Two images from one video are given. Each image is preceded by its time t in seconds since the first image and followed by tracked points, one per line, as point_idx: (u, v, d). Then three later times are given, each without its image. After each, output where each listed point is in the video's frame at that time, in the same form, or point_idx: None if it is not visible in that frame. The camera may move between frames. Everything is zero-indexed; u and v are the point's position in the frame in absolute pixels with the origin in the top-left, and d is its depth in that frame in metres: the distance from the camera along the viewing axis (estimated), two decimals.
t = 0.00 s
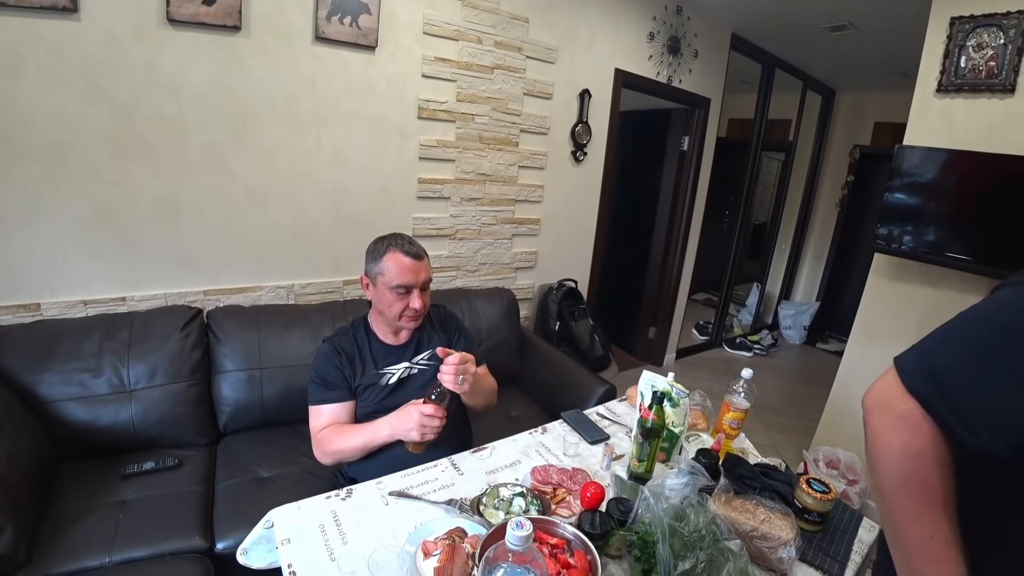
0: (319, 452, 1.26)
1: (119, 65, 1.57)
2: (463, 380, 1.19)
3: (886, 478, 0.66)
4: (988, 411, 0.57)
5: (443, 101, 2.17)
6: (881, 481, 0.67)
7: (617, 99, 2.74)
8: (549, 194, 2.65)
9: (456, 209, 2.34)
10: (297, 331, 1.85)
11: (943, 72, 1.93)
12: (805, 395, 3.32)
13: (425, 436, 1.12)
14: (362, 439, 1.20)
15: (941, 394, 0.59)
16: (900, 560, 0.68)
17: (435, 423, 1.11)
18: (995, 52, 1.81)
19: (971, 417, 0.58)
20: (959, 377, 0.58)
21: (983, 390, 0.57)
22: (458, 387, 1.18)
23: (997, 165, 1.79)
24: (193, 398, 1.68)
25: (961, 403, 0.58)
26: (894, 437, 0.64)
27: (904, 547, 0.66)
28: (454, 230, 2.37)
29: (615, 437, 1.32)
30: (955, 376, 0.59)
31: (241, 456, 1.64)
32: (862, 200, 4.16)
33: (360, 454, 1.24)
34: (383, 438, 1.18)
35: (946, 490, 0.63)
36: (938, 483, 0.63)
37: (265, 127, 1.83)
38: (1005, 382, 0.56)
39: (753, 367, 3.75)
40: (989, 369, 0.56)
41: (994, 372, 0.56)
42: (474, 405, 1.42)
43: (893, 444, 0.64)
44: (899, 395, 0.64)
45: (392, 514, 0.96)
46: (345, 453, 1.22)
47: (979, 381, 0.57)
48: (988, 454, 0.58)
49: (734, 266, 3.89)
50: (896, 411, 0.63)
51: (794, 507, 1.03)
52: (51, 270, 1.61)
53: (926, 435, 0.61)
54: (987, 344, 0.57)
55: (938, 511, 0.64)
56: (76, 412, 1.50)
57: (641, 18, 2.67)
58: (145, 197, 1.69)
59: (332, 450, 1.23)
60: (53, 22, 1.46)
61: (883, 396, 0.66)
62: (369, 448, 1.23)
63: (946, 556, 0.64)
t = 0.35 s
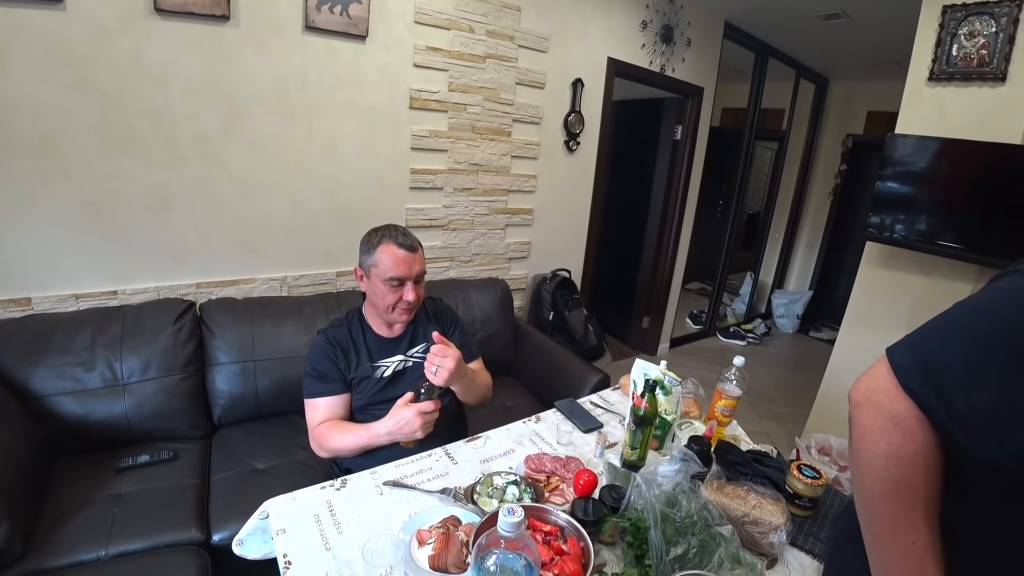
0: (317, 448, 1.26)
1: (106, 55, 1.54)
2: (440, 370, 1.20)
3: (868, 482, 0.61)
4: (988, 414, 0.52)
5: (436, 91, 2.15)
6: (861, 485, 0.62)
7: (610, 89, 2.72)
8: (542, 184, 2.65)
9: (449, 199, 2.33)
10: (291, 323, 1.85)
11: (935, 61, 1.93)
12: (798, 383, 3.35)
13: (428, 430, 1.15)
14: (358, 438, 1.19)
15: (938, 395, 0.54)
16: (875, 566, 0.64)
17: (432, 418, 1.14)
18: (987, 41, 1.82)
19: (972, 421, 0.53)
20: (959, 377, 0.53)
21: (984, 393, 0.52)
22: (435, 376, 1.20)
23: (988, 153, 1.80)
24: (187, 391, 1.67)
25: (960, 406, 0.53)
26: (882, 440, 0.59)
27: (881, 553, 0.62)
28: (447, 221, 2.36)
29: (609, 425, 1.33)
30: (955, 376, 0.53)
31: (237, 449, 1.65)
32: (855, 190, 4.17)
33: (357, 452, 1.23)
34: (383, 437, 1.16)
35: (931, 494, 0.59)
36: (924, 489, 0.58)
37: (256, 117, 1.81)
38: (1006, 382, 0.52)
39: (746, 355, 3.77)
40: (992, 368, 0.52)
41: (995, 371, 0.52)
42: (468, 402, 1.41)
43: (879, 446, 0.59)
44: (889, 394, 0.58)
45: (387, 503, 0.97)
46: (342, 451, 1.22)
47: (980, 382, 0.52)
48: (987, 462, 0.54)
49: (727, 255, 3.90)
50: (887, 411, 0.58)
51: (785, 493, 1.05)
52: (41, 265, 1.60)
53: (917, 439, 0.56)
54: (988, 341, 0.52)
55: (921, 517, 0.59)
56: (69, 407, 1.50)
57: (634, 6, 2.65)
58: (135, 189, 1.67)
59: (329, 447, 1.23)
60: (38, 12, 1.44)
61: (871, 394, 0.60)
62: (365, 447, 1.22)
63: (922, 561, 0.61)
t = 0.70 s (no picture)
0: (312, 433, 1.28)
1: (101, 44, 1.53)
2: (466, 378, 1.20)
3: (876, 443, 0.67)
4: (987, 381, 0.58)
5: (433, 82, 2.14)
6: (871, 446, 0.69)
7: (609, 81, 2.71)
8: (540, 177, 2.64)
9: (447, 191, 2.33)
10: (289, 315, 1.84)
11: (935, 55, 1.92)
12: (794, 376, 3.36)
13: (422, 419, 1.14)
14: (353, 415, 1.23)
15: (941, 363, 0.61)
16: (883, 523, 0.69)
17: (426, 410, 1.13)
18: (988, 35, 1.81)
19: (972, 386, 0.59)
20: (960, 347, 0.60)
21: (981, 362, 0.58)
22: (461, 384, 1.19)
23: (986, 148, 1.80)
24: (184, 383, 1.67)
25: (963, 373, 0.59)
26: (891, 403, 0.66)
27: (885, 508, 0.68)
28: (445, 213, 2.36)
29: (605, 418, 1.33)
30: (956, 346, 0.60)
31: (235, 440, 1.65)
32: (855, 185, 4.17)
33: (352, 430, 1.27)
34: (370, 414, 1.21)
35: (935, 454, 0.65)
36: (928, 449, 0.65)
37: (252, 108, 1.79)
38: (1006, 354, 0.57)
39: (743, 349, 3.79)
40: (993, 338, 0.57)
41: (994, 343, 0.57)
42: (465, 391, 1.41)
43: (887, 408, 0.66)
44: (898, 363, 0.66)
45: (384, 495, 0.97)
46: (337, 430, 1.25)
47: (978, 352, 0.58)
48: (987, 423, 0.59)
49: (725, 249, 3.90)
50: (895, 377, 0.65)
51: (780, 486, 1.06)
52: (37, 256, 1.59)
53: (922, 401, 0.63)
54: (987, 316, 0.58)
55: (925, 475, 0.65)
56: (67, 399, 1.50)
57: None
58: (132, 180, 1.66)
59: (324, 427, 1.26)
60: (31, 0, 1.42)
61: (883, 364, 0.67)
62: (361, 423, 1.25)
63: (926, 519, 0.66)
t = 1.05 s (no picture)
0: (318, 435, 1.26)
1: (98, 39, 1.51)
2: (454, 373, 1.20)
3: (923, 443, 0.66)
4: None
5: (433, 77, 2.12)
6: (916, 446, 0.68)
7: (609, 75, 2.69)
8: (541, 172, 2.63)
9: (447, 186, 2.32)
10: (289, 311, 1.84)
11: (938, 49, 1.91)
12: (795, 372, 3.36)
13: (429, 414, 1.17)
14: (357, 424, 1.20)
15: (985, 361, 0.61)
16: (939, 518, 0.69)
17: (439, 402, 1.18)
18: (992, 29, 1.79)
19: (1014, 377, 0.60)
20: (996, 341, 0.60)
21: (1018, 350, 0.59)
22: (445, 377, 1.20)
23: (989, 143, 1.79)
24: (185, 379, 1.67)
25: (1002, 364, 0.60)
26: (935, 404, 0.64)
27: (942, 504, 0.67)
28: (445, 209, 2.35)
29: (606, 414, 1.33)
30: (991, 340, 0.60)
31: (236, 436, 1.65)
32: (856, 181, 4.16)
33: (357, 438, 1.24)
34: (376, 424, 1.18)
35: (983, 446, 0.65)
36: (977, 443, 0.64)
37: (251, 103, 1.78)
38: None
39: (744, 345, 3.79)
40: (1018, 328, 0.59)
41: None
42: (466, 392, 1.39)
43: (930, 411, 0.65)
44: (936, 362, 0.64)
45: (384, 492, 0.97)
46: (341, 437, 1.23)
47: (1015, 343, 0.59)
48: None
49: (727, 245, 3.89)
50: (934, 376, 0.64)
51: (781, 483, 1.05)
52: (36, 253, 1.58)
53: (967, 398, 0.62)
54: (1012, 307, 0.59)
55: (977, 468, 0.65)
56: (67, 395, 1.49)
57: None
58: (130, 176, 1.65)
59: (328, 434, 1.24)
60: None
61: (917, 363, 0.66)
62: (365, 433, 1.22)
63: (982, 507, 0.65)
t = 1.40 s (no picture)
0: (312, 430, 1.26)
1: (99, 37, 1.51)
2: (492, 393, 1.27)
3: None
4: None
5: (437, 75, 2.11)
6: None
7: (613, 74, 2.68)
8: (544, 171, 2.62)
9: (450, 185, 2.31)
10: (291, 310, 1.83)
11: (945, 49, 1.89)
12: (799, 373, 3.35)
13: (418, 422, 1.13)
14: (354, 420, 1.20)
15: None
16: None
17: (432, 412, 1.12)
18: (1000, 29, 1.77)
19: None
20: None
21: None
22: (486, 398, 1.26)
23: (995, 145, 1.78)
24: (186, 379, 1.66)
25: None
26: None
27: None
28: (448, 208, 2.34)
29: (610, 416, 1.32)
30: None
31: (237, 436, 1.65)
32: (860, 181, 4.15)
33: (353, 435, 1.24)
34: (371, 420, 1.18)
35: None
36: None
37: (253, 101, 1.77)
38: None
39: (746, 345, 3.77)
40: None
41: None
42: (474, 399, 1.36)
43: None
44: None
45: (387, 494, 0.96)
46: (337, 434, 1.22)
47: None
48: None
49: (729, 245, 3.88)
50: None
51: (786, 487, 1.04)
52: (37, 251, 1.58)
53: None
54: None
55: None
56: (68, 394, 1.49)
57: None
58: (132, 175, 1.65)
59: (324, 430, 1.23)
60: None
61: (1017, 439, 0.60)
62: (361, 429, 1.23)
63: None
